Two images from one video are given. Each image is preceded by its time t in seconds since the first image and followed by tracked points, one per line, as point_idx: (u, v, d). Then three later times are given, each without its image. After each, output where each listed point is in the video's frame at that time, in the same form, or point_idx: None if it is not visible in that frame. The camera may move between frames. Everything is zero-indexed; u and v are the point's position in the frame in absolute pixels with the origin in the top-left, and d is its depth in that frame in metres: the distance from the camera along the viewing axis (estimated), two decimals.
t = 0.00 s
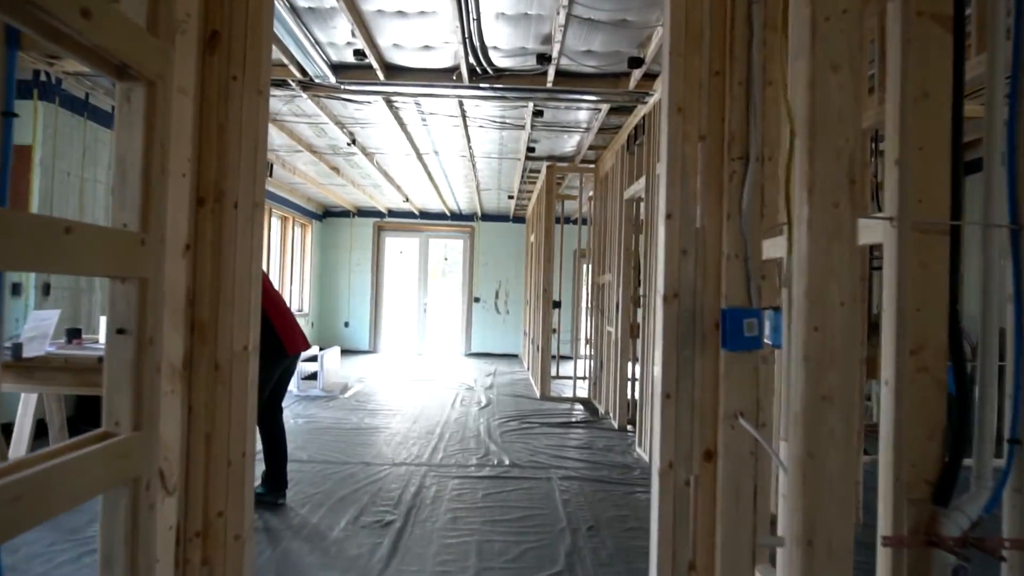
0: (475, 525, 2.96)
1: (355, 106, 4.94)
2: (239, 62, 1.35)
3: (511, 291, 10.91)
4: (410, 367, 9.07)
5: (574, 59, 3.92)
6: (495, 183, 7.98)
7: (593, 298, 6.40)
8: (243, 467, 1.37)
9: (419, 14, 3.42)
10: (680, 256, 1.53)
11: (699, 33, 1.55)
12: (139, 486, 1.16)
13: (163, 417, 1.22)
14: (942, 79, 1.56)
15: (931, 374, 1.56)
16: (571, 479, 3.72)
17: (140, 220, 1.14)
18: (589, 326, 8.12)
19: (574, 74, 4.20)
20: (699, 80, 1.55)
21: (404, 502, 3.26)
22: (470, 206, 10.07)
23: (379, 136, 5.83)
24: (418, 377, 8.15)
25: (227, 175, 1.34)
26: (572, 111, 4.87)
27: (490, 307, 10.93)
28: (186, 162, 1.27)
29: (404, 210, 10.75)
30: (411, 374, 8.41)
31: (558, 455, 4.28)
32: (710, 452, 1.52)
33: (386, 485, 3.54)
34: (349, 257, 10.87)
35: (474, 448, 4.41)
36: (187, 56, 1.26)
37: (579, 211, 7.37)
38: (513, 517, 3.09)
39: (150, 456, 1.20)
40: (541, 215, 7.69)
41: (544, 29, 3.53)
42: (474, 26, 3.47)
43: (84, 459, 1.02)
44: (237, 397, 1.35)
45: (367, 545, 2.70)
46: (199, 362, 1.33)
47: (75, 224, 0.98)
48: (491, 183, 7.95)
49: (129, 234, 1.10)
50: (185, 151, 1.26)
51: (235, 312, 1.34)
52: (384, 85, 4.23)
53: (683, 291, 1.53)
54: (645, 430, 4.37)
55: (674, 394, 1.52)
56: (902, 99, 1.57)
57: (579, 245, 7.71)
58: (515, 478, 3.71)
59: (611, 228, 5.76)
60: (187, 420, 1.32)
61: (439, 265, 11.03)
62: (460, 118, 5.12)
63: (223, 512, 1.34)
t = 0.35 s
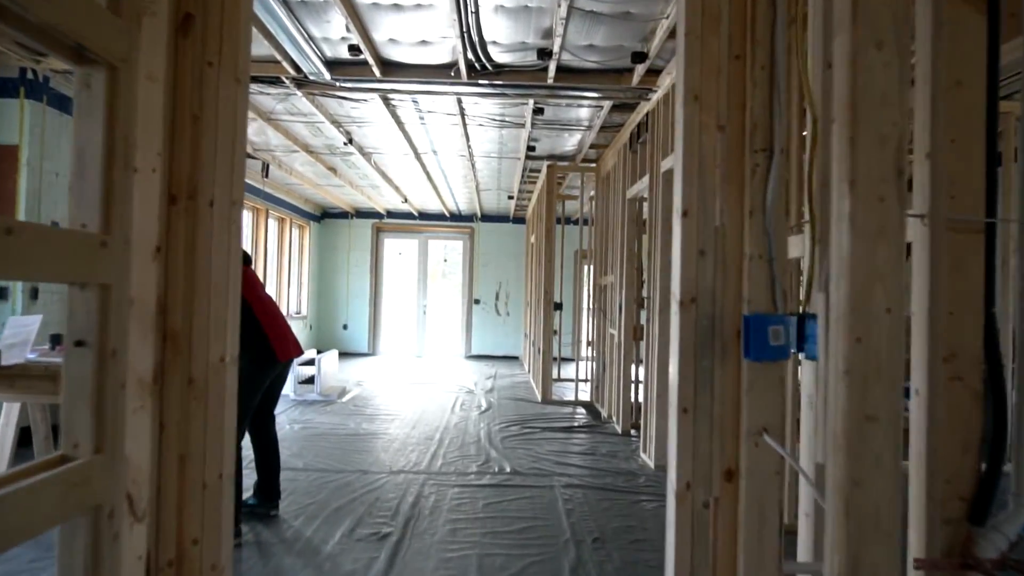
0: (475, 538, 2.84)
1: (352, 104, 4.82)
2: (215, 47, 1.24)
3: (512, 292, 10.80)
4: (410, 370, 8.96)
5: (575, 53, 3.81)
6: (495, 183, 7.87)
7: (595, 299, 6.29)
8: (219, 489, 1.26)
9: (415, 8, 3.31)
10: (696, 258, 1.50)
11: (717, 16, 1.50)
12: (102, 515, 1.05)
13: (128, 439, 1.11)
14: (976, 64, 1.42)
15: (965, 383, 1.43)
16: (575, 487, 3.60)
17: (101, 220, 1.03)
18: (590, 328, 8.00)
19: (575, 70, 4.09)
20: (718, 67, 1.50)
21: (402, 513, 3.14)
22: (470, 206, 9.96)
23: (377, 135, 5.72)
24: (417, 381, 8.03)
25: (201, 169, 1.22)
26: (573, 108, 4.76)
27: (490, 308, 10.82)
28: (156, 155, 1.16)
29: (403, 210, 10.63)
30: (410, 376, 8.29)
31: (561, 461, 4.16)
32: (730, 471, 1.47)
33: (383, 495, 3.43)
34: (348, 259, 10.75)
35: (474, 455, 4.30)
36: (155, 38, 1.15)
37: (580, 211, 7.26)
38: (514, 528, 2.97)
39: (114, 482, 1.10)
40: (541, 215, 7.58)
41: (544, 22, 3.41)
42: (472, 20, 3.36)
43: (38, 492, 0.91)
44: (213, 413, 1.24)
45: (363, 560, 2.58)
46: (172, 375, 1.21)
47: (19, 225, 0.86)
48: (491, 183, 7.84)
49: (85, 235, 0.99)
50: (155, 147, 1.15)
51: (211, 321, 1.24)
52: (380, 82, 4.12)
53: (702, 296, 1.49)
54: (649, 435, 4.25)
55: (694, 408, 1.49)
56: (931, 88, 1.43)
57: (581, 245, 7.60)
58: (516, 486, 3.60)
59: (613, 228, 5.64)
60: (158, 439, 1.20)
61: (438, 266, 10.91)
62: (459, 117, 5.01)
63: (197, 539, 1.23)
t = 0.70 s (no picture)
0: (473, 548, 2.72)
1: (347, 100, 4.71)
2: (180, 22, 1.22)
3: (511, 292, 10.69)
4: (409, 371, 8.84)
5: (576, 46, 3.70)
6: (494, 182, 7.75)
7: (597, 299, 6.18)
8: (189, 507, 1.26)
9: None
10: (715, 251, 1.44)
11: None
12: (48, 541, 1.01)
13: (83, 455, 1.08)
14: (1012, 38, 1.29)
15: (1003, 388, 1.20)
16: (577, 493, 3.49)
17: (49, 211, 0.99)
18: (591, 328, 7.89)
19: (576, 63, 3.98)
20: (738, 42, 1.45)
21: (398, 521, 3.02)
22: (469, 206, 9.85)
23: (374, 132, 5.61)
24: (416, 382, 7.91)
25: (167, 159, 1.21)
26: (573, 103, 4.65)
27: (489, 309, 10.71)
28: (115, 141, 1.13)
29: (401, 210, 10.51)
30: (408, 378, 8.17)
31: (562, 466, 4.05)
32: (751, 486, 1.43)
33: (379, 502, 3.31)
34: (345, 260, 10.63)
35: (473, 459, 4.18)
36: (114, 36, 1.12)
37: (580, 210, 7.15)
38: (514, 537, 2.85)
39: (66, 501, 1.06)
40: (541, 214, 7.46)
41: (544, 13, 3.30)
42: (470, 11, 3.24)
43: None
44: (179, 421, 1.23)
45: (356, 572, 2.46)
46: (134, 383, 1.21)
47: None
48: (489, 181, 7.73)
49: (32, 227, 0.94)
50: (113, 129, 1.12)
51: (177, 325, 1.22)
52: (375, 76, 4.01)
53: (721, 291, 1.43)
54: (653, 438, 4.14)
55: (712, 418, 1.43)
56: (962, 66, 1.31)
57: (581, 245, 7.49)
58: (516, 492, 3.49)
59: (615, 226, 5.53)
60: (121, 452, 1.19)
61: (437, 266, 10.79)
62: (457, 113, 4.90)
63: (163, 562, 1.21)
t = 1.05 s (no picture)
0: (472, 559, 2.60)
1: (343, 95, 4.59)
2: None
3: (511, 293, 10.58)
4: (408, 373, 8.73)
5: (577, 37, 3.59)
6: (493, 181, 7.64)
7: (598, 300, 6.06)
8: (146, 531, 1.24)
9: None
10: (736, 243, 1.35)
11: None
12: None
13: (36, 482, 1.08)
14: None
15: None
16: (579, 500, 3.37)
17: None
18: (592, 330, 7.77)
19: (577, 56, 3.88)
20: (761, 12, 1.36)
21: (393, 530, 2.90)
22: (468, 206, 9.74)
23: (370, 130, 5.50)
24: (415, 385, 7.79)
25: (125, 142, 1.21)
26: (574, 98, 4.54)
27: (489, 310, 10.60)
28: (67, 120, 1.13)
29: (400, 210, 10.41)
30: (407, 380, 8.05)
31: (563, 471, 3.94)
32: (779, 507, 1.33)
33: (374, 509, 3.19)
34: (344, 260, 10.53)
35: (472, 464, 4.06)
36: (58, 41, 1.10)
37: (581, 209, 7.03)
38: (514, 547, 2.73)
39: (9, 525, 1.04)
40: (542, 213, 7.35)
41: (544, 3, 3.19)
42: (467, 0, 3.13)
43: None
44: (137, 443, 1.22)
45: None
46: (88, 392, 1.19)
47: None
48: (489, 180, 7.61)
49: None
50: (64, 105, 1.13)
51: (139, 341, 1.23)
52: (370, 70, 3.89)
53: (743, 288, 1.34)
54: (657, 442, 4.03)
55: (733, 430, 1.34)
56: None
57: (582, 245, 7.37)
58: (516, 499, 3.38)
59: (617, 225, 5.42)
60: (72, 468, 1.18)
61: (436, 267, 10.67)
62: (455, 109, 4.79)
63: None
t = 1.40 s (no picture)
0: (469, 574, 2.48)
1: (338, 92, 4.49)
2: None
3: (510, 294, 10.48)
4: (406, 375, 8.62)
5: (577, 31, 3.48)
6: (492, 180, 7.53)
7: (599, 301, 5.95)
8: (95, 567, 1.14)
9: None
10: (763, 240, 1.31)
11: None
12: None
13: None
14: None
15: None
16: (580, 509, 3.26)
17: None
18: (593, 331, 7.66)
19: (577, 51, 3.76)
20: None
21: (387, 543, 2.79)
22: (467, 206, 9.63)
23: (367, 128, 5.39)
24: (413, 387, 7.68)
25: (71, 130, 1.10)
26: (575, 95, 4.43)
27: (488, 311, 10.49)
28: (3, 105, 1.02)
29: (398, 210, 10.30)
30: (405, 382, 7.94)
31: (564, 478, 3.82)
32: (808, 537, 1.30)
33: (368, 520, 3.08)
34: (342, 261, 10.42)
35: (470, 471, 3.94)
36: None
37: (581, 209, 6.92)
38: (514, 560, 2.62)
39: None
40: (541, 213, 7.23)
41: None
42: None
43: None
44: (83, 462, 1.12)
45: None
46: (32, 411, 1.09)
47: None
48: (488, 180, 7.51)
49: None
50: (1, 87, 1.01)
51: (83, 347, 1.11)
52: (365, 66, 3.78)
53: (768, 292, 1.31)
54: (660, 449, 3.91)
55: (758, 452, 1.30)
56: None
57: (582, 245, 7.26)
58: (516, 508, 3.26)
59: (618, 224, 5.30)
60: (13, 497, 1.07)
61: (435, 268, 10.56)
62: (453, 107, 4.69)
63: None
